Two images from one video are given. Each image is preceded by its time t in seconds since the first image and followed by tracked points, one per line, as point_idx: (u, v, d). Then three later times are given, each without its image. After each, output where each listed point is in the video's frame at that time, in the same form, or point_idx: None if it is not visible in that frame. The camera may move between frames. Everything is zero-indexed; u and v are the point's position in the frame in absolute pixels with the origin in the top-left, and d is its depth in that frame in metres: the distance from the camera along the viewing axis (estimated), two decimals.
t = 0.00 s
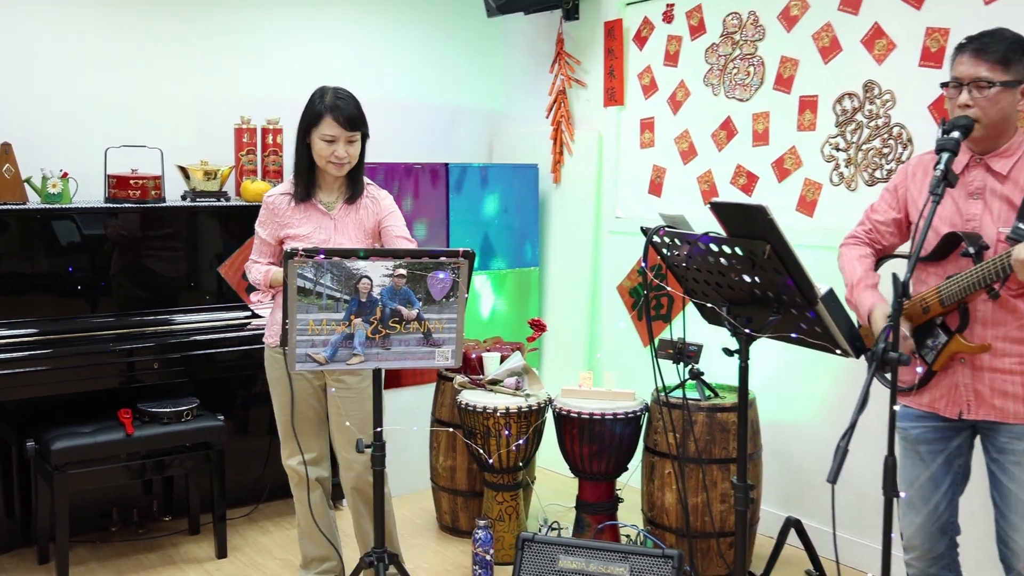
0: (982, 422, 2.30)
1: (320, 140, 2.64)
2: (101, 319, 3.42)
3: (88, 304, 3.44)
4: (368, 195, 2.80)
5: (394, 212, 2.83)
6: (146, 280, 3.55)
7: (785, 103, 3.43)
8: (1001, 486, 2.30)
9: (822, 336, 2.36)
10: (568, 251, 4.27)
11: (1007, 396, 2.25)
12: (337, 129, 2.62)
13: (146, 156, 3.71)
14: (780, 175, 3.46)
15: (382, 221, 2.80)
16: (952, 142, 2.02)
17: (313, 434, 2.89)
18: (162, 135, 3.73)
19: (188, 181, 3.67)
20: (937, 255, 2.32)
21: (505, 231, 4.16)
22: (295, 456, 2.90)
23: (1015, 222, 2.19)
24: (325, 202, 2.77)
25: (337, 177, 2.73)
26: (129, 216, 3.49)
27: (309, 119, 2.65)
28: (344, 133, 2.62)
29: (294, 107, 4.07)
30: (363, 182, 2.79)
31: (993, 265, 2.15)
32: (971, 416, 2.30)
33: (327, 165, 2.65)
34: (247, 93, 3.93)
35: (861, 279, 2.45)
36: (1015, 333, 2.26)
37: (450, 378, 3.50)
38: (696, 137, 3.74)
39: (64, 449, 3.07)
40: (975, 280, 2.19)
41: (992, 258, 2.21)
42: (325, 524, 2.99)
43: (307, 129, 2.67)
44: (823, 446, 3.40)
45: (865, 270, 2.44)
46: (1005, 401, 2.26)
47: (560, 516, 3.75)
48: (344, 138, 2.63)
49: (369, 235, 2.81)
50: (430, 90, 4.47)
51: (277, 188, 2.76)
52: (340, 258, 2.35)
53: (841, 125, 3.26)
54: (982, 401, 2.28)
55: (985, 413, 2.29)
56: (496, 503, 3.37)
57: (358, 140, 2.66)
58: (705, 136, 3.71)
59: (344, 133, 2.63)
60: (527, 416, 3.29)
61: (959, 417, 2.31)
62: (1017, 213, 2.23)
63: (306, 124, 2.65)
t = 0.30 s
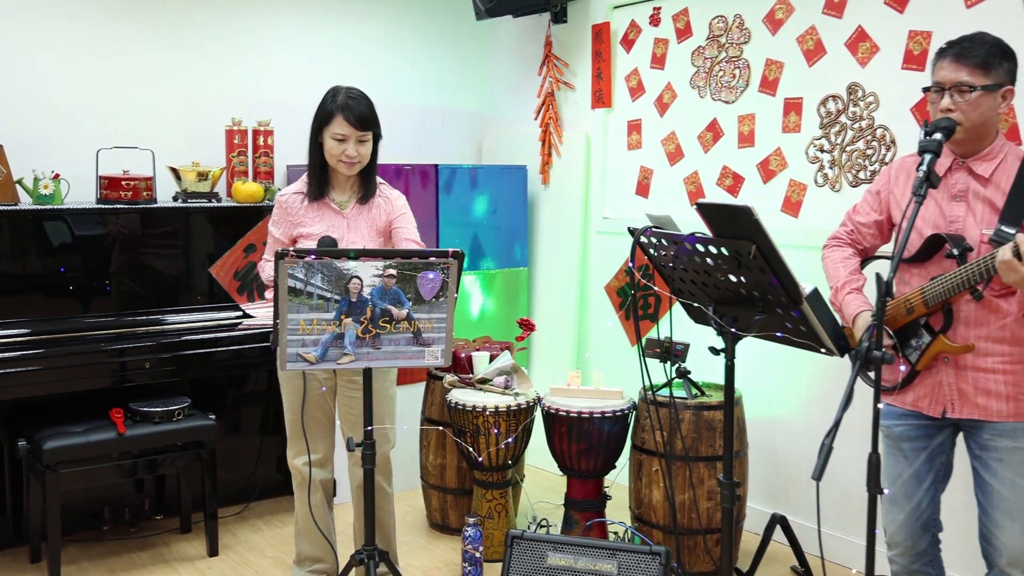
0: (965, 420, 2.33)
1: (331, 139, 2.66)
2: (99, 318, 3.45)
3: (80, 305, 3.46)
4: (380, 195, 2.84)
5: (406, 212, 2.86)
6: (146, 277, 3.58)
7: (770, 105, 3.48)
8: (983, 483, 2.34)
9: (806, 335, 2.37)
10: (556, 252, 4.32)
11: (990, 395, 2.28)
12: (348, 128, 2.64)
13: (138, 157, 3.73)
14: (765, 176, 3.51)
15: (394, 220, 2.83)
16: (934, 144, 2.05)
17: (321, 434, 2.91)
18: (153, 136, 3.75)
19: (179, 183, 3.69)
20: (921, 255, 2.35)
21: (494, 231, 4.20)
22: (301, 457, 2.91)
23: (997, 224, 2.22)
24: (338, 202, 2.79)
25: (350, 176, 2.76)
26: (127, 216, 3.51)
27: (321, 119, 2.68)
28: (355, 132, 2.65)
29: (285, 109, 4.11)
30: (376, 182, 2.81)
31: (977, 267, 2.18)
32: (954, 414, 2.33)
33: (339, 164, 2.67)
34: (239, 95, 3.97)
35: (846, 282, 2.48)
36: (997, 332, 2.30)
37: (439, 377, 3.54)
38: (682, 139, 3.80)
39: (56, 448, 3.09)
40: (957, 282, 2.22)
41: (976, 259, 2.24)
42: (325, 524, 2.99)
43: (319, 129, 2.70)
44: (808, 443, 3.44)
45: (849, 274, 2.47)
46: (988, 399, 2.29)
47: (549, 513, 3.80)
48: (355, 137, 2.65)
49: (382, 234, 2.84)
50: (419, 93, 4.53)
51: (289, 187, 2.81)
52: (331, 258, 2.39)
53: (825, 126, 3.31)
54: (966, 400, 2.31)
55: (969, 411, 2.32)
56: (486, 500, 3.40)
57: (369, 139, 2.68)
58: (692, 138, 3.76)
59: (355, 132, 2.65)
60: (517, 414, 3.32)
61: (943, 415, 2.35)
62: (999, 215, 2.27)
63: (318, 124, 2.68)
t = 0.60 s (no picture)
0: (942, 419, 2.38)
1: (340, 140, 2.72)
2: (103, 317, 3.51)
3: (74, 305, 3.50)
4: (394, 195, 2.88)
5: (419, 212, 2.90)
6: (153, 276, 3.65)
7: (754, 108, 3.55)
8: (962, 482, 2.38)
9: (790, 334, 2.39)
10: (544, 252, 4.40)
11: (968, 394, 2.33)
12: (355, 129, 2.69)
13: (131, 159, 3.77)
14: (749, 178, 3.58)
15: (406, 219, 2.87)
16: (914, 146, 2.09)
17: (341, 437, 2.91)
18: (146, 139, 3.80)
19: (173, 184, 3.75)
20: (899, 258, 2.41)
21: (483, 232, 4.27)
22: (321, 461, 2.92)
23: (973, 227, 2.29)
24: (352, 202, 2.84)
25: (362, 176, 2.80)
26: (121, 217, 3.55)
27: (330, 121, 2.74)
28: (362, 132, 2.70)
29: (276, 112, 4.17)
30: (388, 182, 2.86)
31: (954, 267, 2.24)
32: (932, 413, 2.38)
33: (348, 164, 2.72)
34: (231, 97, 4.01)
35: (829, 262, 2.54)
36: (973, 333, 2.36)
37: (430, 376, 3.60)
38: (668, 142, 3.87)
39: (50, 447, 3.13)
40: (934, 282, 2.28)
41: (952, 261, 2.29)
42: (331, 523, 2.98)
43: (329, 131, 2.76)
44: (792, 441, 3.51)
45: (832, 264, 2.52)
46: (965, 398, 2.34)
47: (538, 510, 3.87)
48: (362, 137, 2.70)
49: (395, 233, 2.88)
50: (410, 95, 4.59)
51: (305, 190, 2.86)
52: (322, 259, 2.43)
53: (808, 129, 3.37)
54: (944, 399, 2.36)
55: (946, 410, 2.37)
56: (476, 497, 3.46)
57: (378, 139, 2.73)
58: (678, 140, 3.83)
59: (363, 133, 2.70)
60: (505, 413, 3.38)
61: (922, 414, 2.39)
62: (976, 219, 2.33)
63: (327, 126, 2.74)
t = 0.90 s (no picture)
0: (918, 413, 2.43)
1: (342, 144, 2.80)
2: (105, 317, 3.60)
3: (73, 305, 3.57)
4: (396, 197, 2.96)
5: (421, 214, 2.97)
6: (151, 277, 3.73)
7: (736, 113, 3.65)
8: (938, 475, 2.42)
9: (772, 333, 2.39)
10: (532, 254, 4.51)
11: (942, 388, 2.38)
12: (355, 133, 2.77)
13: (128, 162, 3.85)
14: (732, 181, 3.69)
15: (409, 220, 2.95)
16: (893, 150, 2.11)
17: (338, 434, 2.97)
18: (143, 142, 3.88)
19: (169, 187, 3.83)
20: (875, 257, 2.48)
21: (473, 234, 4.38)
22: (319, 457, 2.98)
23: (947, 227, 2.35)
24: (356, 203, 2.93)
25: (365, 179, 2.88)
26: (118, 219, 3.63)
27: (333, 125, 2.82)
28: (363, 136, 2.78)
29: (271, 116, 4.25)
30: (392, 184, 2.94)
31: (928, 264, 2.31)
32: (908, 408, 2.43)
33: (350, 167, 2.81)
34: (226, 102, 4.10)
35: (806, 264, 2.63)
36: (947, 329, 2.40)
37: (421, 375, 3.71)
38: (653, 146, 3.98)
39: (50, 444, 3.20)
40: (909, 280, 2.35)
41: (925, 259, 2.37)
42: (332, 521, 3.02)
43: (333, 135, 2.84)
44: (773, 435, 3.62)
45: (809, 265, 2.61)
46: (939, 393, 2.39)
47: (527, 504, 3.98)
48: (363, 140, 2.78)
49: (398, 234, 2.96)
50: (401, 100, 4.69)
51: (312, 192, 2.93)
52: (316, 261, 2.52)
53: (788, 134, 3.48)
54: (919, 394, 2.41)
55: (921, 405, 2.42)
56: (466, 492, 3.55)
57: (378, 142, 2.81)
58: (663, 144, 3.94)
59: (363, 137, 2.78)
60: (495, 409, 3.47)
61: (898, 409, 2.45)
62: (948, 219, 2.39)
63: (331, 130, 2.83)
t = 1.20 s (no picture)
0: (904, 411, 2.45)
1: (337, 149, 2.80)
2: (93, 318, 3.59)
3: (61, 306, 3.55)
4: (388, 209, 2.94)
5: (411, 228, 2.94)
6: (139, 278, 3.72)
7: (725, 114, 3.67)
8: (924, 472, 2.43)
9: (760, 333, 2.40)
10: (521, 254, 4.52)
11: (928, 386, 2.40)
12: (351, 138, 2.78)
13: (116, 162, 3.83)
14: (720, 181, 3.70)
15: (397, 233, 2.92)
16: (879, 151, 2.13)
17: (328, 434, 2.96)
18: (131, 143, 3.87)
19: (158, 187, 3.81)
20: (862, 256, 2.49)
21: (463, 234, 4.39)
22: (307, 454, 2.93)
23: (932, 224, 2.36)
24: (347, 210, 2.92)
25: (358, 186, 2.88)
26: (106, 219, 3.62)
27: (330, 131, 2.83)
28: (358, 142, 2.78)
29: (260, 116, 4.24)
30: (384, 195, 2.93)
31: (916, 262, 2.30)
32: (894, 405, 2.45)
33: (343, 172, 2.81)
34: (215, 101, 4.09)
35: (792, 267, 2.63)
36: (934, 327, 2.42)
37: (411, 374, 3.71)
38: (642, 146, 3.99)
39: (37, 445, 3.18)
40: (895, 278, 2.35)
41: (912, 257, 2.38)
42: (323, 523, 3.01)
43: (330, 141, 2.85)
44: (761, 435, 3.64)
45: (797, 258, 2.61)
46: (925, 390, 2.41)
47: (516, 503, 3.99)
48: (358, 147, 2.78)
49: (386, 245, 2.93)
50: (391, 100, 4.69)
51: (306, 196, 2.95)
52: (305, 261, 2.52)
53: (776, 134, 3.49)
54: (905, 391, 2.43)
55: (907, 402, 2.44)
56: (456, 492, 3.55)
57: (373, 152, 2.81)
58: (651, 145, 3.95)
59: (358, 144, 2.78)
60: (485, 409, 3.48)
61: (884, 407, 2.46)
62: (934, 217, 2.41)
63: (328, 135, 2.84)
